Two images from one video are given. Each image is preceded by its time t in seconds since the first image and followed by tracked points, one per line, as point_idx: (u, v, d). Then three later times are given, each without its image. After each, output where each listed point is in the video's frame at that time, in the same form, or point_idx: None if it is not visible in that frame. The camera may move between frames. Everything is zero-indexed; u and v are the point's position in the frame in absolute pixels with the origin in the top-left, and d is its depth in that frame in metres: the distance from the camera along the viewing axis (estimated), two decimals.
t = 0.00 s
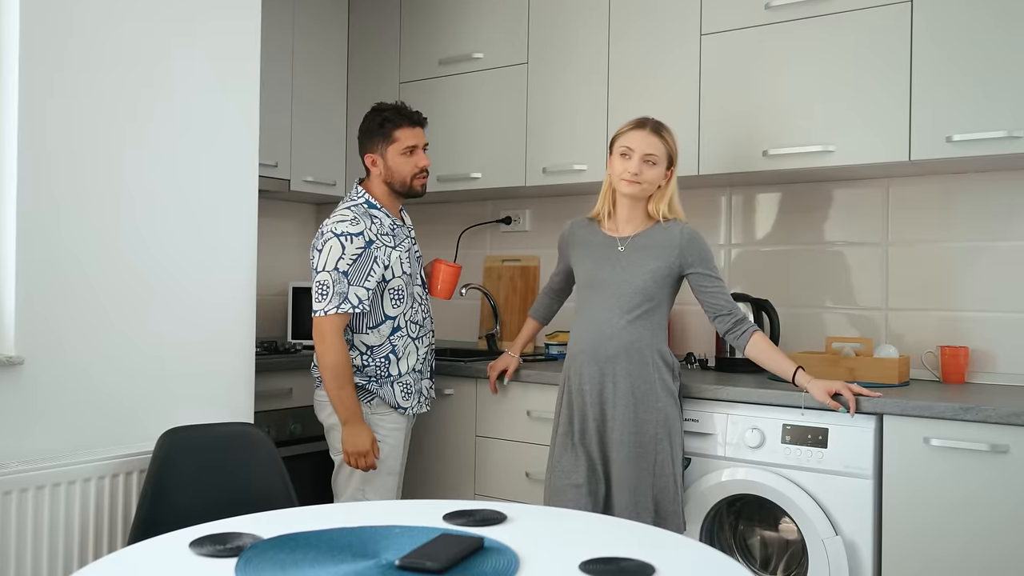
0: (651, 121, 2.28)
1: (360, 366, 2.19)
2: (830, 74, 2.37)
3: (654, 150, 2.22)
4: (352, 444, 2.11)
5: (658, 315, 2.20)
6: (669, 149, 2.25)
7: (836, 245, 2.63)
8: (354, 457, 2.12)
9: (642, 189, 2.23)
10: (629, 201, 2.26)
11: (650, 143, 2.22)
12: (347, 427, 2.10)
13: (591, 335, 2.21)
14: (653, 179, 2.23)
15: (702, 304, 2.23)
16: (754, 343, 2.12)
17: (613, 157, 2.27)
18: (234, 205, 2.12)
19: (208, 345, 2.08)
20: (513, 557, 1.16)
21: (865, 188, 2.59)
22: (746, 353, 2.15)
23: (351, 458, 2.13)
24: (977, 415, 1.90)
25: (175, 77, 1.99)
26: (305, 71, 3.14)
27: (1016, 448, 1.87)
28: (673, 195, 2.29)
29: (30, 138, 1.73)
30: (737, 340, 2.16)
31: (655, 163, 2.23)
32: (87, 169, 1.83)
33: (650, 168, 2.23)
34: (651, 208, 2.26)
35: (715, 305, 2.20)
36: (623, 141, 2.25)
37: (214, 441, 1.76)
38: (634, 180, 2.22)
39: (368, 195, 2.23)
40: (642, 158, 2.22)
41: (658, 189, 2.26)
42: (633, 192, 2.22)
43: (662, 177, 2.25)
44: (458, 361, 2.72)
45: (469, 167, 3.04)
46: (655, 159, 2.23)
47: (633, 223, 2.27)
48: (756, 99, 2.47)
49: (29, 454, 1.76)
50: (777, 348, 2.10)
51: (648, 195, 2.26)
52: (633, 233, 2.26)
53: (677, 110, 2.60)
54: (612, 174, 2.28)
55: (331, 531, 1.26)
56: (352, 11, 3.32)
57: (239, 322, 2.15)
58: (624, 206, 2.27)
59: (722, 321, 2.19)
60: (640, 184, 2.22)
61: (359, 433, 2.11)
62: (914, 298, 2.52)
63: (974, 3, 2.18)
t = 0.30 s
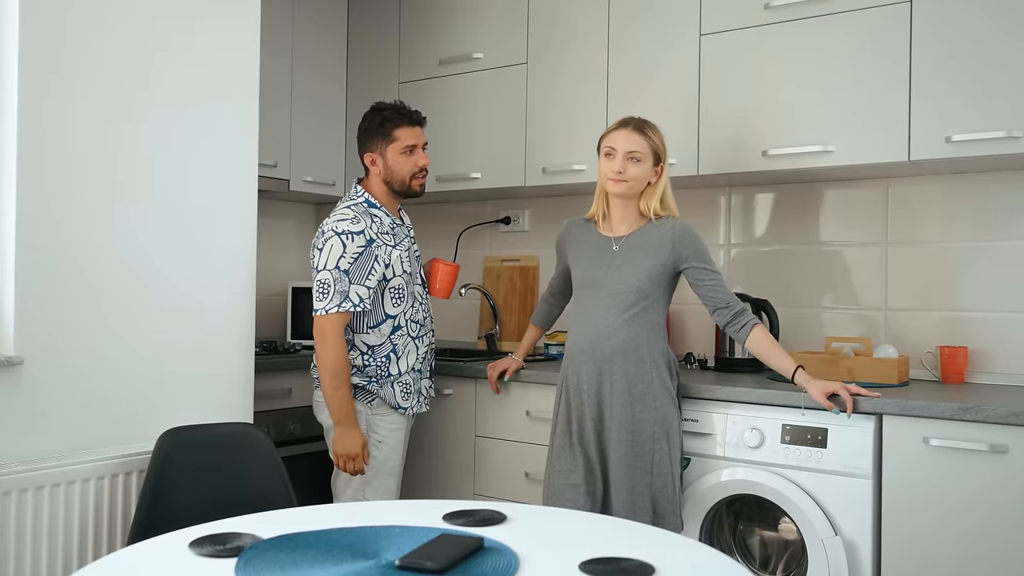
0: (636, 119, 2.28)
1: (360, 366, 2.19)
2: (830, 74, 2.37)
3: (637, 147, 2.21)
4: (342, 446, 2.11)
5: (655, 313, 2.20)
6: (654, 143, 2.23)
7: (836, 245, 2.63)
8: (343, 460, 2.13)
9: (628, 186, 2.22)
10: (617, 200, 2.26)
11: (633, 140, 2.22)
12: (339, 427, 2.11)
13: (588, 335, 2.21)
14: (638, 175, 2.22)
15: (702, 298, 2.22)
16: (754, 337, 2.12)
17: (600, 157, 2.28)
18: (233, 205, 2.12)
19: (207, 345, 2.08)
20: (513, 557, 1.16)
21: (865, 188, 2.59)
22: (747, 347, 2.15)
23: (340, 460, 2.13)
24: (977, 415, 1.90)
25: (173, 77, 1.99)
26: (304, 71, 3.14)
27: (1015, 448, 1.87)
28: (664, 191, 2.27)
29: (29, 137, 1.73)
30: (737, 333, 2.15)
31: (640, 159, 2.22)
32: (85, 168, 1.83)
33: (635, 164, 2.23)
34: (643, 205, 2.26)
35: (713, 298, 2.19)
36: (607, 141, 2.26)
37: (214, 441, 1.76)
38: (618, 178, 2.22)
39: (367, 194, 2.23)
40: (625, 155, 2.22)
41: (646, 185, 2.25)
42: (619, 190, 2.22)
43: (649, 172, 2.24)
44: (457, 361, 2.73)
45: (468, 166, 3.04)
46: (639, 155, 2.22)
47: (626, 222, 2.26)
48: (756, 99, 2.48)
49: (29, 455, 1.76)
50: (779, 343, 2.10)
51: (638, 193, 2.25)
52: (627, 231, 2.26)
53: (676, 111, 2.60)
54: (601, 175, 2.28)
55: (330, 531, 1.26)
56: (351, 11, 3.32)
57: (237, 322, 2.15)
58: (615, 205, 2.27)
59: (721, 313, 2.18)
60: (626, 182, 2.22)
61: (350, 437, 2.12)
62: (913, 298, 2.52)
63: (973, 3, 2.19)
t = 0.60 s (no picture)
0: (635, 120, 2.28)
1: (360, 366, 2.19)
2: (830, 74, 2.37)
3: (636, 146, 2.22)
4: (345, 446, 2.12)
5: (654, 311, 2.19)
6: (654, 143, 2.23)
7: (835, 245, 2.63)
8: (345, 460, 2.13)
9: (628, 186, 2.22)
10: (619, 200, 2.25)
11: (632, 140, 2.22)
12: (341, 427, 2.11)
13: (586, 332, 2.21)
14: (638, 175, 2.22)
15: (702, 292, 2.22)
16: (754, 333, 2.12)
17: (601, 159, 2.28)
18: (231, 204, 2.12)
19: (204, 345, 2.08)
20: (512, 557, 1.16)
21: (865, 188, 2.59)
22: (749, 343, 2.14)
23: (343, 459, 2.14)
24: (976, 415, 1.90)
25: (172, 77, 1.99)
26: (304, 70, 3.14)
27: (1014, 448, 1.87)
28: (666, 190, 2.27)
29: (28, 137, 1.73)
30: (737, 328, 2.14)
31: (639, 159, 2.22)
32: (84, 168, 1.83)
33: (634, 164, 2.22)
34: (644, 204, 2.25)
35: (711, 292, 2.18)
36: (607, 143, 2.26)
37: (213, 441, 1.76)
38: (619, 179, 2.22)
39: (365, 194, 2.23)
40: (624, 156, 2.22)
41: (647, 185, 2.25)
42: (620, 190, 2.22)
43: (650, 172, 2.24)
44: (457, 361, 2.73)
45: (467, 166, 3.04)
46: (639, 155, 2.22)
47: (629, 221, 2.26)
48: (756, 99, 2.48)
49: (28, 454, 1.76)
50: (782, 339, 2.10)
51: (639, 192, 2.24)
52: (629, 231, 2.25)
53: (675, 111, 2.61)
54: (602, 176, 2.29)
55: (330, 531, 1.26)
56: (350, 11, 3.32)
57: (236, 322, 2.15)
58: (617, 205, 2.26)
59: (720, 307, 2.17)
60: (626, 182, 2.22)
61: (352, 436, 2.12)
62: (913, 298, 2.52)
63: (972, 3, 2.19)
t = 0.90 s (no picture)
0: (641, 121, 2.26)
1: (359, 367, 2.19)
2: (828, 74, 2.37)
3: (642, 150, 2.20)
4: (348, 446, 2.11)
5: (655, 311, 2.19)
6: (660, 147, 2.22)
7: (834, 245, 2.63)
8: (348, 460, 2.13)
9: (634, 190, 2.22)
10: (623, 203, 2.25)
11: (638, 143, 2.21)
12: (343, 428, 2.10)
13: (587, 331, 2.21)
14: (644, 179, 2.21)
15: (703, 292, 2.22)
16: (755, 333, 2.12)
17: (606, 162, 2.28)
18: (230, 205, 2.12)
19: (204, 345, 2.08)
20: (511, 557, 1.16)
21: (863, 188, 2.59)
22: (749, 343, 2.15)
23: (346, 460, 2.13)
24: (975, 415, 1.90)
25: (171, 78, 1.99)
26: (303, 71, 3.14)
27: (1013, 447, 1.87)
28: (672, 192, 2.26)
29: (26, 138, 1.73)
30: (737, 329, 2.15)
31: (645, 163, 2.21)
32: (83, 168, 1.83)
33: (640, 169, 2.22)
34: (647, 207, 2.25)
35: (713, 292, 2.18)
36: (613, 144, 2.25)
37: (212, 441, 1.76)
38: (624, 183, 2.22)
39: (362, 194, 2.23)
40: (630, 160, 2.22)
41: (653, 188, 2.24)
42: (625, 194, 2.22)
43: (655, 176, 2.23)
44: (456, 361, 2.73)
45: (466, 167, 3.04)
46: (644, 159, 2.21)
47: (632, 224, 2.26)
48: (754, 99, 2.48)
49: (28, 455, 1.76)
50: (782, 340, 2.10)
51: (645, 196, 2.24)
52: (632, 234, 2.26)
53: (674, 111, 2.61)
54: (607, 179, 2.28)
55: (329, 531, 1.26)
56: (349, 11, 3.32)
57: (236, 322, 2.15)
58: (621, 208, 2.26)
59: (721, 308, 2.17)
60: (631, 186, 2.21)
61: (354, 437, 2.11)
62: (912, 298, 2.52)
63: (971, 3, 2.19)
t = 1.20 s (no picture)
0: (625, 120, 2.30)
1: (359, 366, 2.19)
2: (828, 74, 2.37)
3: (621, 143, 2.22)
4: (343, 446, 2.12)
5: (656, 311, 2.19)
6: (642, 136, 2.23)
7: (833, 245, 2.63)
8: (341, 460, 2.14)
9: (623, 183, 2.22)
10: (621, 200, 2.26)
11: (618, 138, 2.24)
12: (337, 427, 2.11)
13: (589, 331, 2.21)
14: (633, 171, 2.22)
15: (704, 292, 2.22)
16: (755, 334, 2.12)
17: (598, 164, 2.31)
18: (230, 204, 2.12)
19: (203, 345, 2.08)
20: (511, 557, 1.16)
21: (863, 188, 2.59)
22: (749, 343, 2.15)
23: (340, 460, 2.14)
24: (974, 415, 1.90)
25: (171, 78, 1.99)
26: (302, 71, 3.14)
27: (1012, 447, 1.88)
28: (666, 178, 2.24)
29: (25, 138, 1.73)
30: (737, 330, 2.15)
31: (629, 153, 2.22)
32: (83, 167, 1.83)
33: (625, 160, 2.23)
34: (646, 200, 2.25)
35: (714, 292, 2.18)
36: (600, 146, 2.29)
37: (210, 441, 1.76)
38: (613, 179, 2.24)
39: (362, 194, 2.23)
40: (615, 155, 2.24)
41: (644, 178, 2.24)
42: (618, 190, 2.23)
43: (646, 166, 2.24)
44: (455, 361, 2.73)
45: (465, 166, 3.04)
46: (627, 150, 2.22)
47: (635, 220, 2.26)
48: (753, 99, 2.48)
49: (27, 455, 1.75)
50: (782, 341, 2.10)
51: (637, 188, 2.23)
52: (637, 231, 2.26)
53: (674, 111, 2.61)
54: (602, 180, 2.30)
55: (329, 531, 1.27)
56: (349, 11, 3.32)
57: (235, 322, 2.15)
58: (620, 206, 2.27)
59: (721, 308, 2.17)
60: (621, 180, 2.23)
61: (348, 437, 2.12)
62: (911, 298, 2.52)
63: (971, 3, 2.19)
